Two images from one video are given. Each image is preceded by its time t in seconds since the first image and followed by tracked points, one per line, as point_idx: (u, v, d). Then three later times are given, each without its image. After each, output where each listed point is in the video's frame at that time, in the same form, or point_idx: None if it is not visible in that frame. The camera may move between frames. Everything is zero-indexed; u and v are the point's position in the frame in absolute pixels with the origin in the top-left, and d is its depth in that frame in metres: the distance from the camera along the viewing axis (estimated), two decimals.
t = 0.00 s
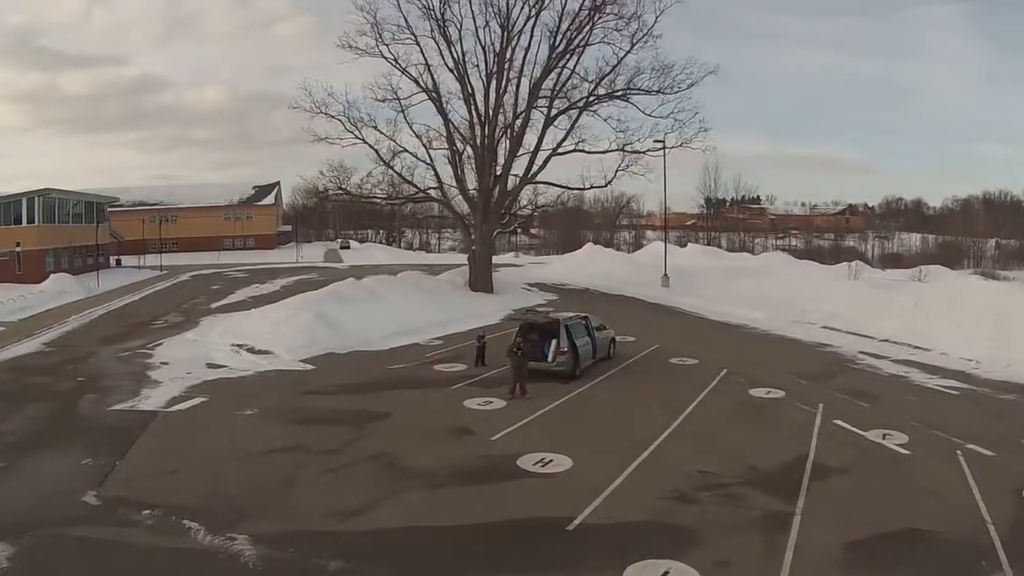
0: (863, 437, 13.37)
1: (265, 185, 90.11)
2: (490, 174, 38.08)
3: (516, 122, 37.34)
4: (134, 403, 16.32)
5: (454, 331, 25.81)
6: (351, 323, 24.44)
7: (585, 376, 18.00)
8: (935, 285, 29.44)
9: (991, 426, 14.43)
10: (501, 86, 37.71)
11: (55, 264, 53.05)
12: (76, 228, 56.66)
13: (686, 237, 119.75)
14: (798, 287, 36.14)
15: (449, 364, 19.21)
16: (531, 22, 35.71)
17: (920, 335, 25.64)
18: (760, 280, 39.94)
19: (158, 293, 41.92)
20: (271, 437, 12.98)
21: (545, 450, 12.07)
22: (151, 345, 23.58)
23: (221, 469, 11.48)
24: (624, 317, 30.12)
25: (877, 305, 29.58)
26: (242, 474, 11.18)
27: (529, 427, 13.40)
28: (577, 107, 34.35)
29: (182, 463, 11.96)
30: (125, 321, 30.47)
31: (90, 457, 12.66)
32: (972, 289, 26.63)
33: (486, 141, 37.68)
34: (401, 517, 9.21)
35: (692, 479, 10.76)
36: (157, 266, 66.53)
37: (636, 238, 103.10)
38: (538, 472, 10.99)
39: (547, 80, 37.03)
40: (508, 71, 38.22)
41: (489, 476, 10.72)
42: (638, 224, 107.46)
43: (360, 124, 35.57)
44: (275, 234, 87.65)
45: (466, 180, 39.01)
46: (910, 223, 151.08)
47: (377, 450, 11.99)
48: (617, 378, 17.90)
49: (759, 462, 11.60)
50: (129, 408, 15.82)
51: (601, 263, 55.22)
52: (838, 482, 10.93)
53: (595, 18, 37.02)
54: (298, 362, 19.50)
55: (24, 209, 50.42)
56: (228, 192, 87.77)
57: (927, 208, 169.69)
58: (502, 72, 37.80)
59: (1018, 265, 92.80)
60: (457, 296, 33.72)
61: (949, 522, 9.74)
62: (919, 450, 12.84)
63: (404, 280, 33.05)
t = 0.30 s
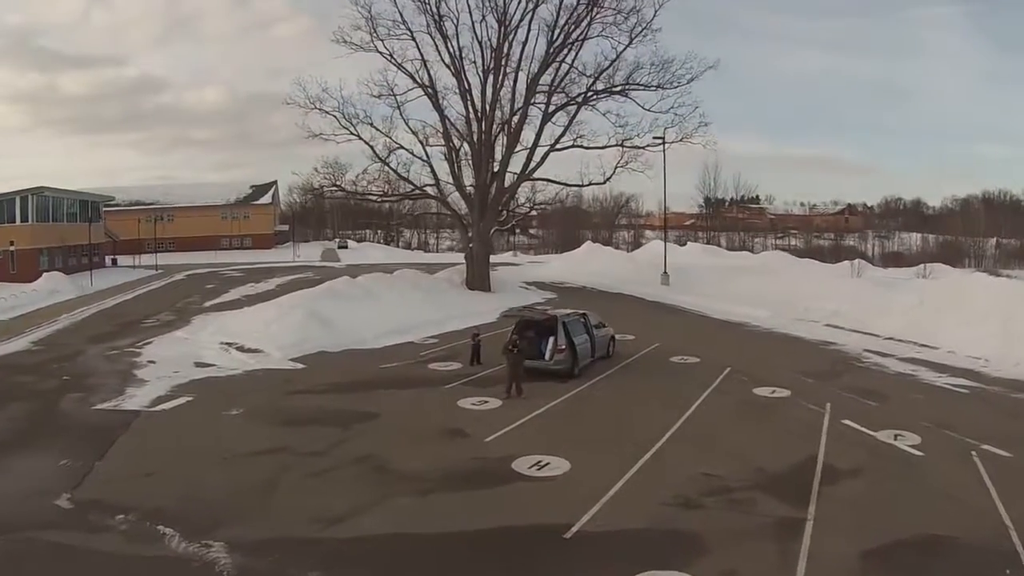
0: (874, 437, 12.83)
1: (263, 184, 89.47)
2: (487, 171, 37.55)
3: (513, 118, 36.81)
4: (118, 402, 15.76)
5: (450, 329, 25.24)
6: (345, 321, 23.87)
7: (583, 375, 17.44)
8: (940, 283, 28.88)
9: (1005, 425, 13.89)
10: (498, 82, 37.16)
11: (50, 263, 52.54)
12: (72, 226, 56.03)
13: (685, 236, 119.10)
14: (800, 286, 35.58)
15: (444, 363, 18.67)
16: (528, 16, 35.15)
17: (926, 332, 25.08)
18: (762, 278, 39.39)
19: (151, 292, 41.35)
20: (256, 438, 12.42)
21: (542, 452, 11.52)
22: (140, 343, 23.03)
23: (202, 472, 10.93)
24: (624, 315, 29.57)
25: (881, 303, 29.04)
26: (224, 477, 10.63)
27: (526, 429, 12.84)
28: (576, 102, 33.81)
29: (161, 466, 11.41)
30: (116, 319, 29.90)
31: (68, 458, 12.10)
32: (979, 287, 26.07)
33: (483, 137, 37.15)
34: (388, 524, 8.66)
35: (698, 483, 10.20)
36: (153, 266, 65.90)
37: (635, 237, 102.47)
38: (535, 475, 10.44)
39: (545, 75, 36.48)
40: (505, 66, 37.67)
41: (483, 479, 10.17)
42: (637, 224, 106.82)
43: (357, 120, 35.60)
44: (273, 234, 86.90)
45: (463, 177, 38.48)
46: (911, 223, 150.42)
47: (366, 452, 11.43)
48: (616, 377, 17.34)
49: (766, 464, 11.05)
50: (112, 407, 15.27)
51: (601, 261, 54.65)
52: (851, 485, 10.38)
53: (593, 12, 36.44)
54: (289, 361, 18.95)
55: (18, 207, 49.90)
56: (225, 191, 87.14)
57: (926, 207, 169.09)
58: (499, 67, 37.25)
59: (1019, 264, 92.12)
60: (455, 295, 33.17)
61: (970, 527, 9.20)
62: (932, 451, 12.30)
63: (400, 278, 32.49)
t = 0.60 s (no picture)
0: (890, 439, 12.27)
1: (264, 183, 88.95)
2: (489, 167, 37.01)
3: (515, 114, 36.28)
4: (105, 400, 15.32)
5: (449, 328, 24.69)
6: (341, 320, 23.32)
7: (585, 374, 16.89)
8: (950, 281, 28.28)
9: None
10: (500, 76, 36.59)
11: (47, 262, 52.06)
12: (71, 225, 55.58)
13: (688, 236, 118.33)
14: (808, 283, 35.00)
15: (442, 361, 18.13)
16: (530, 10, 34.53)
17: (937, 330, 24.49)
18: (767, 276, 38.80)
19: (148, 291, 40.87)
20: (243, 439, 11.90)
21: (542, 455, 10.97)
22: (132, 342, 22.53)
23: (186, 475, 10.40)
24: (628, 313, 29.06)
25: (890, 301, 28.45)
26: (207, 481, 10.10)
27: (525, 430, 12.29)
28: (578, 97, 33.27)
29: (142, 468, 10.90)
30: (110, 318, 29.39)
31: (46, 458, 11.60)
32: (991, 285, 25.47)
33: (484, 133, 36.59)
34: (376, 532, 8.11)
35: (706, 487, 9.65)
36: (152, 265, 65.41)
37: (638, 237, 101.79)
38: (534, 479, 9.88)
39: (547, 70, 35.89)
40: (507, 62, 37.09)
41: (480, 484, 9.62)
42: (640, 224, 106.13)
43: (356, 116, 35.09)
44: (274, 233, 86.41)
45: (464, 173, 37.93)
46: (915, 223, 149.55)
47: (356, 454, 10.90)
48: (619, 376, 16.78)
49: (777, 468, 10.49)
50: (97, 406, 14.80)
51: (604, 260, 54.07)
52: (868, 490, 9.82)
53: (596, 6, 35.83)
54: (282, 360, 18.43)
55: (16, 206, 49.45)
56: (226, 190, 86.65)
57: (930, 208, 168.16)
58: (500, 63, 36.66)
59: None
60: (455, 293, 32.63)
61: (997, 534, 8.64)
62: (951, 453, 11.74)
63: (400, 275, 31.93)
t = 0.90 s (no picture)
0: (908, 443, 11.66)
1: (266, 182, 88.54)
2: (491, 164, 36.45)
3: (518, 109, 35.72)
4: (91, 400, 14.80)
5: (449, 326, 24.12)
6: (338, 318, 22.75)
7: (589, 374, 16.28)
8: (963, 279, 27.63)
9: None
10: (503, 71, 36.03)
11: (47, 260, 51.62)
12: (71, 223, 55.20)
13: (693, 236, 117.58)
14: (816, 282, 34.35)
15: (440, 361, 17.56)
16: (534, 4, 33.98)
17: (950, 329, 23.85)
18: (775, 274, 38.16)
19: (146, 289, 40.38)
20: (229, 441, 11.35)
21: (542, 459, 10.39)
22: (124, 340, 22.01)
23: (166, 479, 9.86)
24: (633, 312, 28.48)
25: (901, 299, 27.81)
26: (188, 485, 9.55)
27: (525, 433, 11.71)
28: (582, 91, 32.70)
29: (122, 471, 10.35)
30: (105, 316, 28.88)
31: (23, 460, 11.07)
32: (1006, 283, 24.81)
33: (487, 129, 36.02)
34: (362, 543, 7.55)
35: (716, 495, 9.06)
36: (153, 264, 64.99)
37: (643, 236, 101.11)
38: (533, 486, 9.30)
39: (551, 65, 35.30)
40: (510, 56, 36.52)
41: (475, 491, 9.05)
42: (645, 223, 105.44)
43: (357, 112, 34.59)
44: (277, 232, 86.06)
45: (467, 170, 37.38)
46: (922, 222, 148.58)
47: (347, 458, 10.35)
48: (624, 376, 16.18)
49: (791, 475, 9.89)
50: (82, 406, 14.29)
51: (608, 259, 53.44)
52: (888, 498, 9.23)
53: None
54: (275, 359, 17.88)
55: (15, 203, 49.04)
56: (229, 189, 86.29)
57: (936, 208, 167.17)
58: (503, 57, 36.11)
59: None
60: (457, 291, 32.07)
61: None
62: (974, 457, 11.12)
63: (401, 273, 31.37)
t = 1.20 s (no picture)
0: (925, 446, 11.08)
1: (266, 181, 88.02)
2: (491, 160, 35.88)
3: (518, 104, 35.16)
4: (73, 400, 14.26)
5: (446, 325, 23.56)
6: (333, 317, 22.22)
7: (589, 375, 15.72)
8: (973, 276, 27.02)
9: None
10: (503, 65, 35.47)
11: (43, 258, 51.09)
12: (69, 222, 54.70)
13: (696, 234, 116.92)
14: (821, 280, 33.75)
15: (436, 360, 17.02)
16: None
17: (961, 327, 23.25)
18: (779, 272, 37.59)
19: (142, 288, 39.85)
20: (211, 445, 10.79)
21: (539, 465, 9.83)
22: (113, 339, 21.47)
23: (141, 485, 9.30)
24: (636, 310, 27.91)
25: (909, 297, 27.22)
26: (163, 492, 8.98)
27: (522, 437, 11.15)
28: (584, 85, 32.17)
29: (97, 476, 9.80)
30: (97, 315, 28.34)
31: None
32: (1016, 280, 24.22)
33: (486, 124, 35.47)
34: (344, 558, 6.99)
35: (724, 504, 8.49)
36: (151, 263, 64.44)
37: (646, 234, 100.49)
38: (529, 494, 8.74)
39: (552, 59, 34.73)
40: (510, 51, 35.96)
41: (468, 499, 8.49)
42: (647, 221, 104.83)
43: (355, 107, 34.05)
44: (277, 231, 85.57)
45: (467, 166, 36.83)
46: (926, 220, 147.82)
47: (333, 462, 9.79)
48: (626, 376, 15.61)
49: (803, 482, 9.30)
50: (63, 407, 13.74)
51: (610, 257, 52.84)
52: (908, 506, 8.66)
53: None
54: (266, 358, 17.34)
55: (12, 201, 48.53)
56: (229, 187, 85.78)
57: (939, 206, 166.36)
58: (503, 52, 35.55)
59: None
60: (456, 289, 31.52)
61: None
62: (995, 461, 10.54)
63: (399, 271, 30.81)
